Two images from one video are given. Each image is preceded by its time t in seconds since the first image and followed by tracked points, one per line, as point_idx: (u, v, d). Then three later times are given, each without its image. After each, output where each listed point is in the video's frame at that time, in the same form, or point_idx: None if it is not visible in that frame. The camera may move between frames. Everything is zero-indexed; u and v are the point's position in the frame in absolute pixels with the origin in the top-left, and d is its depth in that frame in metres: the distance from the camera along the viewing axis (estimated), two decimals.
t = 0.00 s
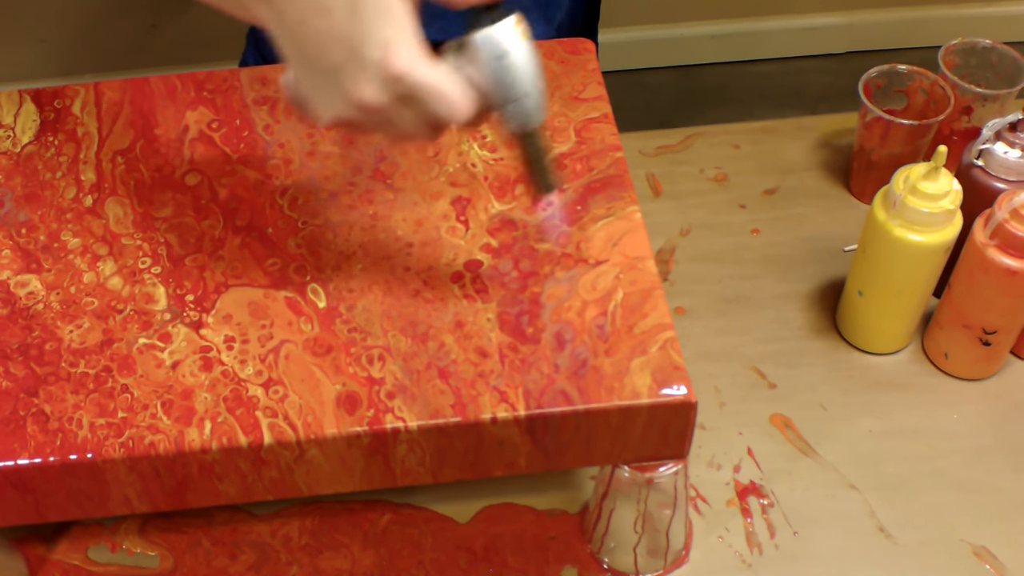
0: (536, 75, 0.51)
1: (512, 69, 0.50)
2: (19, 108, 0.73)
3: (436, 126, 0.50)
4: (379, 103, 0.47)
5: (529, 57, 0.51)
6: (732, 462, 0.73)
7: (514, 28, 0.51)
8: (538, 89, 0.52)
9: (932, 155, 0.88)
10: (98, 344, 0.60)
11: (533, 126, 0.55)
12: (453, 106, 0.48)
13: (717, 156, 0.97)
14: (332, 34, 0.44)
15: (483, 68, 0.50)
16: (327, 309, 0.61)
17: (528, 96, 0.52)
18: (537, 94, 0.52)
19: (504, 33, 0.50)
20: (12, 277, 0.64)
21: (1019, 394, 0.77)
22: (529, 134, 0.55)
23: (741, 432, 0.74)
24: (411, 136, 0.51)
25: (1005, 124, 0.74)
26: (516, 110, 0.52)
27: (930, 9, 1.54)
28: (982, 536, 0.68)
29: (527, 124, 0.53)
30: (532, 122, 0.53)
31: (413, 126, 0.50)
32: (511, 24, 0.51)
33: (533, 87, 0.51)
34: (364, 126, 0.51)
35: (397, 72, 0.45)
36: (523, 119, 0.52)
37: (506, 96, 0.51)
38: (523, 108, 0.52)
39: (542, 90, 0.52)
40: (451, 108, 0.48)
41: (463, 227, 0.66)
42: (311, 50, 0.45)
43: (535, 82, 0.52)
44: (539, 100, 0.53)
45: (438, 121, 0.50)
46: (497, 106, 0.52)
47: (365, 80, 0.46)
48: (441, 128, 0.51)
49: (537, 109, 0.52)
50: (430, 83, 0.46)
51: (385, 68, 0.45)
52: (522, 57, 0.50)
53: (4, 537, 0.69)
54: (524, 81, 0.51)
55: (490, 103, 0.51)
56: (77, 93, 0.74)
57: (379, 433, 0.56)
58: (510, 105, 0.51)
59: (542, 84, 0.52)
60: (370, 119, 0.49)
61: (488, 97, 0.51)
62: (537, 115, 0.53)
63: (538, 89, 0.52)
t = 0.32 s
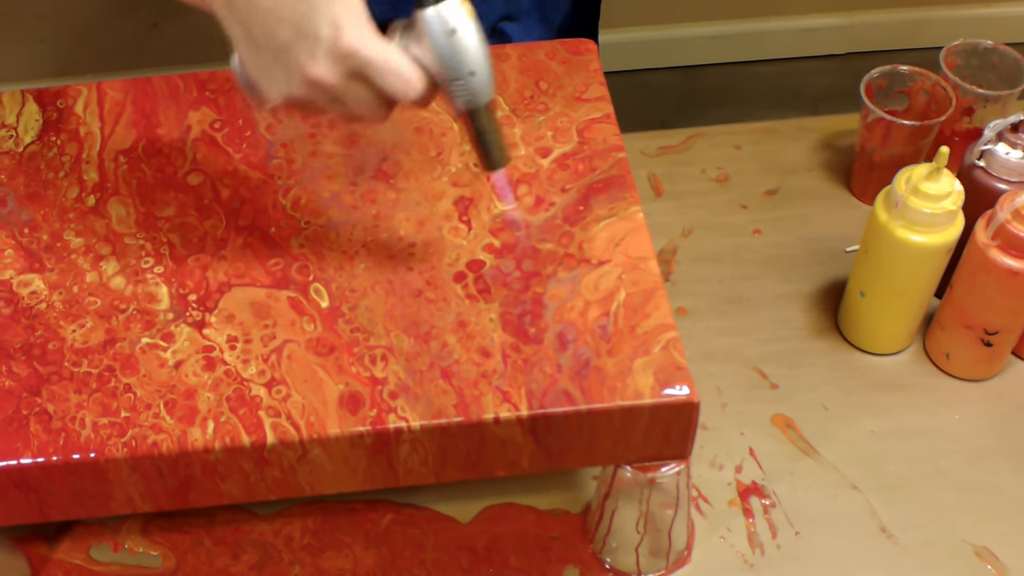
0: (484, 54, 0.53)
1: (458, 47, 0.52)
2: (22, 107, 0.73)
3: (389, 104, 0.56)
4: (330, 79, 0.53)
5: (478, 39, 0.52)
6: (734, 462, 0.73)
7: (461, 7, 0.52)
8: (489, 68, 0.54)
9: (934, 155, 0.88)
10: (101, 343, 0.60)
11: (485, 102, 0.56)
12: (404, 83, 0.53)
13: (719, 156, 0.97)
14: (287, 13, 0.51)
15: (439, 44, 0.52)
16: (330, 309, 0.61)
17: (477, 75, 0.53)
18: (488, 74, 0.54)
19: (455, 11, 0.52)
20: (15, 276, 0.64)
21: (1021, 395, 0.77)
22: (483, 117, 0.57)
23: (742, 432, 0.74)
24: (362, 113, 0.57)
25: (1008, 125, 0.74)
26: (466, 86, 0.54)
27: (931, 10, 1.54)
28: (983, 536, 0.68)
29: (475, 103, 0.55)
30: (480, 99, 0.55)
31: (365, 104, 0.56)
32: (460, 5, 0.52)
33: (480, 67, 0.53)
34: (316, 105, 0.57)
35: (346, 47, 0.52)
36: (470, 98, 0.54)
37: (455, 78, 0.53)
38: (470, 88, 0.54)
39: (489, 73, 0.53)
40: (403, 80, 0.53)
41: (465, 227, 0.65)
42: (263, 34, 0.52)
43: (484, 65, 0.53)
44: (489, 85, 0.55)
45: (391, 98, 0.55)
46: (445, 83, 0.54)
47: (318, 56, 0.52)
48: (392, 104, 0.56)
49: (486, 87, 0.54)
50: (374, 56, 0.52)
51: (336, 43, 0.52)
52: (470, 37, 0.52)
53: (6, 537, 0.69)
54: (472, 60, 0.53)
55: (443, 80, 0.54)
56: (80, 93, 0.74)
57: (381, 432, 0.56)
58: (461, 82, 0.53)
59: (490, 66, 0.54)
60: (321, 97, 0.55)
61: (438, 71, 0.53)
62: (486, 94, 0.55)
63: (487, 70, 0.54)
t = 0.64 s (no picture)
0: (410, 73, 0.54)
1: (380, 63, 0.52)
2: (25, 106, 0.73)
3: (308, 114, 0.53)
4: (250, 88, 0.50)
5: (398, 49, 0.53)
6: (738, 463, 0.73)
7: (383, 19, 0.53)
8: (414, 85, 0.54)
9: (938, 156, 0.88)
10: (105, 343, 0.60)
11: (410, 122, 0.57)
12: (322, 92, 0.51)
13: (723, 156, 0.97)
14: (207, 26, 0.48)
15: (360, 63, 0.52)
16: (335, 309, 0.61)
17: (398, 92, 0.53)
18: (410, 87, 0.54)
19: (372, 25, 0.52)
20: (19, 275, 0.64)
21: None
22: (407, 130, 0.57)
23: (746, 432, 0.74)
24: (283, 126, 0.54)
25: (1012, 125, 0.74)
26: (388, 103, 0.54)
27: (933, 10, 1.54)
28: (987, 537, 0.68)
29: (399, 118, 0.55)
30: (406, 112, 0.55)
31: (284, 117, 0.53)
32: (381, 18, 0.53)
33: (401, 79, 0.53)
34: (235, 115, 0.53)
35: (267, 54, 0.49)
36: (393, 113, 0.54)
37: (377, 88, 0.53)
38: (395, 101, 0.54)
39: (411, 88, 0.54)
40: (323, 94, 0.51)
41: (470, 227, 0.65)
42: (184, 40, 0.49)
43: (406, 77, 0.54)
44: (414, 95, 0.55)
45: (313, 109, 0.52)
46: (368, 95, 0.53)
47: (235, 62, 0.49)
48: (315, 118, 0.54)
49: (411, 100, 0.54)
50: (300, 69, 0.50)
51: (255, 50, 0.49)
52: (391, 51, 0.52)
53: (9, 537, 0.69)
54: (392, 73, 0.53)
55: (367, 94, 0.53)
56: (83, 92, 0.74)
57: (386, 432, 0.56)
58: (382, 99, 0.54)
59: (413, 78, 0.54)
60: (244, 109, 0.52)
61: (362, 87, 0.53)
62: (411, 109, 0.55)
63: (410, 85, 0.54)
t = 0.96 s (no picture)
0: (325, 92, 0.50)
1: (298, 81, 0.48)
2: (36, 103, 0.73)
3: (222, 127, 0.51)
4: (162, 91, 0.50)
5: (317, 70, 0.49)
6: (749, 464, 0.72)
7: (304, 38, 0.49)
8: (326, 106, 0.50)
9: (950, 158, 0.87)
10: (118, 341, 0.60)
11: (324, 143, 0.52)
12: (233, 104, 0.49)
13: (733, 157, 0.96)
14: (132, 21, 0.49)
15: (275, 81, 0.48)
16: (348, 308, 0.61)
17: (308, 114, 0.49)
18: (321, 111, 0.50)
19: (294, 43, 0.48)
20: (31, 272, 0.64)
21: None
22: (320, 153, 0.53)
23: (757, 434, 0.74)
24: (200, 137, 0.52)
25: None
26: (297, 125, 0.49)
27: (941, 12, 1.54)
28: (999, 540, 0.68)
29: (308, 140, 0.50)
30: (317, 136, 0.51)
31: (196, 125, 0.51)
32: (301, 34, 0.49)
33: (314, 99, 0.49)
34: (145, 116, 0.52)
35: (178, 61, 0.48)
36: (302, 135, 0.50)
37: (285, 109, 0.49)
38: (306, 123, 0.50)
39: (325, 109, 0.50)
40: (232, 105, 0.49)
41: (483, 227, 0.65)
42: (107, 32, 0.50)
43: (322, 98, 0.50)
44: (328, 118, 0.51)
45: (222, 125, 0.51)
46: (276, 115, 0.49)
47: (149, 65, 0.49)
48: (230, 133, 0.52)
49: (321, 126, 0.50)
50: (213, 77, 0.49)
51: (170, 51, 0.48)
52: (311, 72, 0.49)
53: (18, 534, 0.69)
54: (303, 93, 0.49)
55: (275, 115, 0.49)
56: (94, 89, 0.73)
57: (401, 432, 0.55)
58: (289, 119, 0.49)
59: (331, 103, 0.50)
60: (154, 111, 0.51)
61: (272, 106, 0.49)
62: (321, 135, 0.51)
63: (322, 109, 0.50)
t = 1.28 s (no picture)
0: (290, 105, 0.50)
1: (262, 92, 0.49)
2: (51, 98, 0.73)
3: (188, 130, 0.50)
4: (130, 88, 0.48)
5: (282, 82, 0.50)
6: (764, 467, 0.72)
7: (274, 47, 0.50)
8: (292, 116, 0.51)
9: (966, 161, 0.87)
10: (135, 338, 0.60)
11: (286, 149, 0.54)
12: (195, 105, 0.48)
13: (747, 157, 0.96)
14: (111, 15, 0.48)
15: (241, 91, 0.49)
16: (366, 308, 0.61)
17: (271, 122, 0.50)
18: (286, 121, 0.51)
19: (263, 54, 0.49)
20: (47, 268, 0.63)
21: None
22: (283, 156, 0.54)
23: (773, 436, 0.74)
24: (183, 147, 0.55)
25: None
26: (257, 133, 0.50)
27: (950, 13, 1.54)
28: (1015, 545, 0.68)
29: (270, 147, 0.51)
30: (280, 142, 0.52)
31: (156, 126, 0.50)
32: (271, 44, 0.50)
33: (278, 109, 0.50)
34: (103, 114, 0.50)
35: (147, 58, 0.47)
36: (263, 142, 0.50)
37: (249, 117, 0.49)
38: (266, 131, 0.50)
39: (288, 120, 0.51)
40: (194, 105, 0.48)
41: (501, 227, 0.65)
42: (77, 29, 0.49)
43: (285, 107, 0.50)
44: (290, 129, 0.51)
45: (190, 128, 0.50)
46: (236, 123, 0.50)
47: (115, 61, 0.48)
48: (193, 135, 0.50)
49: (282, 135, 0.51)
50: (177, 77, 0.48)
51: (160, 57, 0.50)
52: (278, 85, 0.49)
53: (31, 531, 0.69)
54: (264, 104, 0.49)
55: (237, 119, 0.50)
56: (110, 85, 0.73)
57: (420, 433, 0.55)
58: (250, 128, 0.50)
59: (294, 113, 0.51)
60: (117, 110, 0.49)
61: (238, 116, 0.49)
62: (283, 142, 0.52)
63: (286, 120, 0.51)
